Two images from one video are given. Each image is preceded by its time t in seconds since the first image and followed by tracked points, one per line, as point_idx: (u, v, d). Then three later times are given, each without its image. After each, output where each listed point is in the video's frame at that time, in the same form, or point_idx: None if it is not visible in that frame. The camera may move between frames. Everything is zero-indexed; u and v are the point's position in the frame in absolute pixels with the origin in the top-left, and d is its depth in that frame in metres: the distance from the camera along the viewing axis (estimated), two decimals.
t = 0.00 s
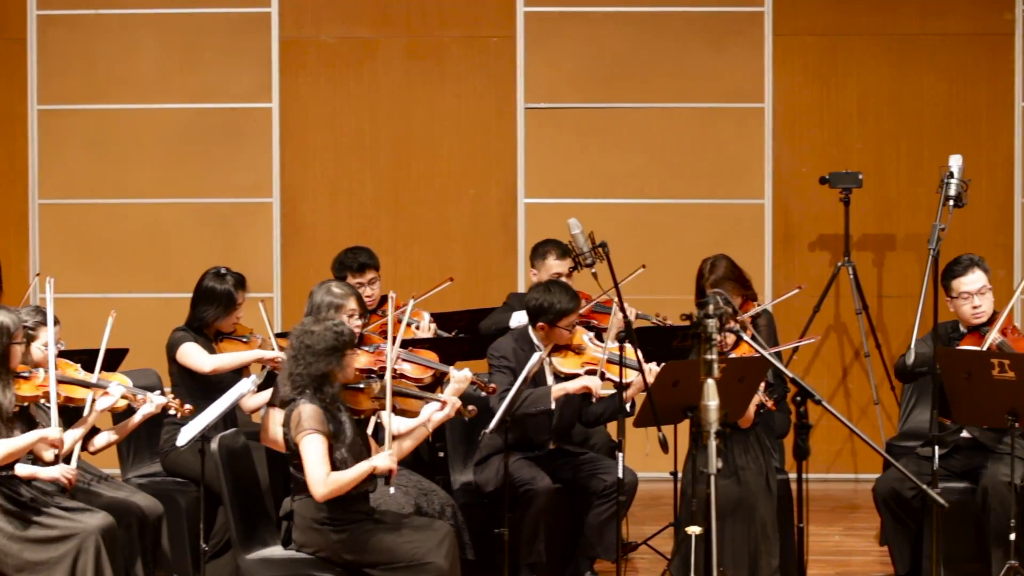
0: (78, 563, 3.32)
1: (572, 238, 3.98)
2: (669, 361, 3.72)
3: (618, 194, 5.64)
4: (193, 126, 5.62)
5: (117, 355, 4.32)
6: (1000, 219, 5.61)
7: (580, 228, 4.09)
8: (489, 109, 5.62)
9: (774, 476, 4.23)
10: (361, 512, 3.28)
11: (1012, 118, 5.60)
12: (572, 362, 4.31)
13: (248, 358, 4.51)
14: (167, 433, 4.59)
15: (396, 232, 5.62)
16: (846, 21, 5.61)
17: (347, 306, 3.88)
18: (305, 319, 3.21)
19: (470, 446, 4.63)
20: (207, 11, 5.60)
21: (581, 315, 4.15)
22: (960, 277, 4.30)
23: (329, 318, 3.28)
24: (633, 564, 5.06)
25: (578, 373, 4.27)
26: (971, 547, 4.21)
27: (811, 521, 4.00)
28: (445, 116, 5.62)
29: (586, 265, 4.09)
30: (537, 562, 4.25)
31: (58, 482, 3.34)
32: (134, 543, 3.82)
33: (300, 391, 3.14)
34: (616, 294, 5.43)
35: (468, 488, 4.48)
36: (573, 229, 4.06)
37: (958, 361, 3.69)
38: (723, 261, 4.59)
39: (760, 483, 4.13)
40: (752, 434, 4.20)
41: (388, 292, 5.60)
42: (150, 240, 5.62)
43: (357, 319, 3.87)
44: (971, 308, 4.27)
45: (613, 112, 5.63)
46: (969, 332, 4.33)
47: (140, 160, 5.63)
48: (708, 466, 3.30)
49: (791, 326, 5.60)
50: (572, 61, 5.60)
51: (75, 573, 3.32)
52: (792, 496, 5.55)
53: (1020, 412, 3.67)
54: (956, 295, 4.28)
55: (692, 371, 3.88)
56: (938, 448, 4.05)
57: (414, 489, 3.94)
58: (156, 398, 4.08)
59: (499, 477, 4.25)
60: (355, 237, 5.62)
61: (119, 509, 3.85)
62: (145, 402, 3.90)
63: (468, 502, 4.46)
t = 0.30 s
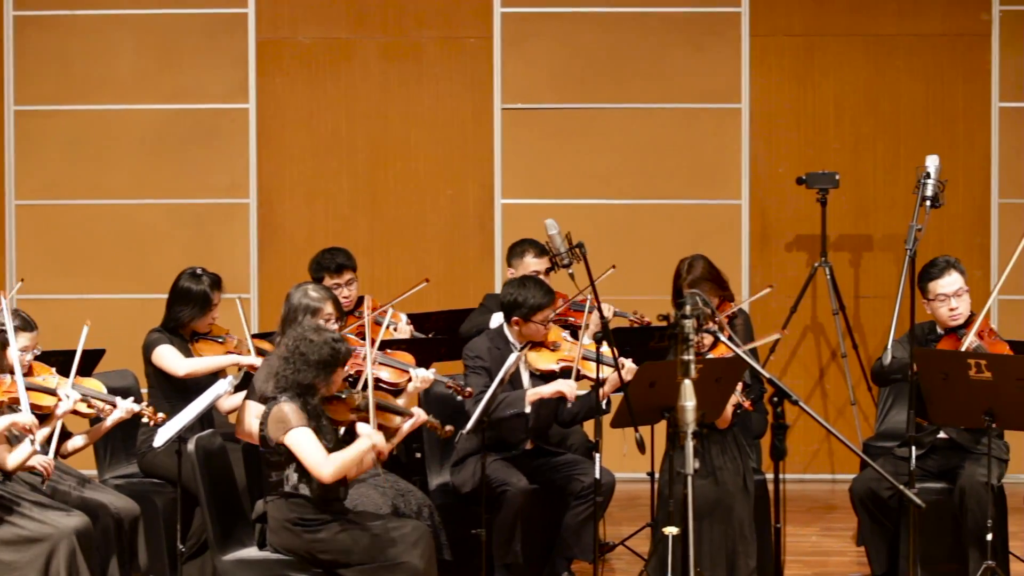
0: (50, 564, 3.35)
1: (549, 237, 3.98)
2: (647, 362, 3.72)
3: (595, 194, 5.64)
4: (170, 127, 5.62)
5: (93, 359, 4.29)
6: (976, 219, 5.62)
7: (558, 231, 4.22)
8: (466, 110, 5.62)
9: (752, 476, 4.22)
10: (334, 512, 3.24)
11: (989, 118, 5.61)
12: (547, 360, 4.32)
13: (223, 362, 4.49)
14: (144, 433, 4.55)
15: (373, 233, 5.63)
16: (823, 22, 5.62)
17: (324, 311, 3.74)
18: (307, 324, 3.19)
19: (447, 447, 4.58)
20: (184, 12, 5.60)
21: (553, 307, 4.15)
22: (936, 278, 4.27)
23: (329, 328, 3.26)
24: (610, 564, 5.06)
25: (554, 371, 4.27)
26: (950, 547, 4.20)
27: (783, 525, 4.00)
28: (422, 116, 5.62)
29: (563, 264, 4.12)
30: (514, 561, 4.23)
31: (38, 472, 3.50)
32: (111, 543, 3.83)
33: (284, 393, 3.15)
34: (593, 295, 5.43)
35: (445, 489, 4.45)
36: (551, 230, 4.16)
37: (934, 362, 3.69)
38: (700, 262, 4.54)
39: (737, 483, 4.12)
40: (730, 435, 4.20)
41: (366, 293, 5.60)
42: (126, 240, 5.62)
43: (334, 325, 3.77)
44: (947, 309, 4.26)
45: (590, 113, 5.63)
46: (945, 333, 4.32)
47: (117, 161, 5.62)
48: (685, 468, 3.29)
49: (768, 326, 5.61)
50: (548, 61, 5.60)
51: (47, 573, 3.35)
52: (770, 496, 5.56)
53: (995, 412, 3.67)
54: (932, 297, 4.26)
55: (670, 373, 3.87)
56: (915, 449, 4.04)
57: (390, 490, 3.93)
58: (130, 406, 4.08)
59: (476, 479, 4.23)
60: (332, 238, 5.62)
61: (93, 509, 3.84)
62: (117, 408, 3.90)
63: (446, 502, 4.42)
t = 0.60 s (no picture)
0: (33, 563, 3.36)
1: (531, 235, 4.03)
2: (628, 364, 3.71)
3: (575, 195, 5.64)
4: (150, 128, 5.62)
5: (73, 359, 4.24)
6: (957, 220, 5.62)
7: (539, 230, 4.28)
8: (448, 111, 5.62)
9: (733, 477, 4.23)
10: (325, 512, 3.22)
11: (970, 119, 5.61)
12: (523, 354, 4.32)
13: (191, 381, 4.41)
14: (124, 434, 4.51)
15: (354, 233, 5.63)
16: (805, 22, 5.62)
17: (307, 310, 3.66)
18: (287, 315, 3.22)
19: (426, 449, 4.55)
20: (165, 12, 5.60)
21: (531, 295, 4.16)
22: (917, 279, 4.27)
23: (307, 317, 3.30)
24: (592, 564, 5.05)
25: (534, 365, 4.28)
26: (931, 547, 4.21)
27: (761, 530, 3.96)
28: (403, 117, 5.62)
29: (544, 262, 4.15)
30: (495, 562, 4.20)
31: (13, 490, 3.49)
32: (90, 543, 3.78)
33: (282, 387, 3.15)
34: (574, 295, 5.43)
35: (427, 490, 4.46)
36: (533, 230, 4.21)
37: (916, 362, 3.69)
38: (684, 260, 4.45)
39: (719, 485, 4.13)
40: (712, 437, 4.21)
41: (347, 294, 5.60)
42: (108, 241, 5.63)
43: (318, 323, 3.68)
44: (928, 311, 4.25)
45: (570, 113, 5.63)
46: (927, 335, 4.31)
47: (98, 162, 5.62)
48: (665, 468, 3.22)
49: (749, 327, 5.61)
50: (529, 61, 5.60)
51: (32, 573, 3.36)
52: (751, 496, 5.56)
53: (977, 412, 3.67)
54: (914, 298, 4.26)
55: (652, 373, 3.89)
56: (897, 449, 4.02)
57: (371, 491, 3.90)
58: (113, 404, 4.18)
59: (456, 480, 4.21)
60: (313, 238, 5.63)
61: (74, 511, 3.80)
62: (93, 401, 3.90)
63: (427, 504, 4.43)
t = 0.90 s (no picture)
0: (12, 566, 3.35)
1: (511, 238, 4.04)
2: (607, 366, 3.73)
3: (557, 195, 5.64)
4: (132, 128, 5.62)
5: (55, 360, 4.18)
6: (938, 220, 5.62)
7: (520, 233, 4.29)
8: (429, 111, 5.62)
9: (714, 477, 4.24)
10: (311, 509, 3.23)
11: (951, 119, 5.61)
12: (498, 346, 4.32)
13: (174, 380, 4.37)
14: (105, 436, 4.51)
15: (335, 234, 5.62)
16: (785, 22, 5.62)
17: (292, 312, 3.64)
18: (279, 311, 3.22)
19: (407, 449, 4.54)
20: (146, 13, 5.60)
21: (499, 285, 4.25)
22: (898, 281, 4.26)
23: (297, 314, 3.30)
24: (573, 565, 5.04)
25: (510, 357, 4.29)
26: (912, 548, 4.20)
27: (738, 530, 3.95)
28: (384, 117, 5.62)
29: (523, 263, 4.21)
30: (476, 562, 4.21)
31: None
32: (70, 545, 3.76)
33: (274, 380, 3.15)
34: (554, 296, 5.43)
35: (406, 491, 4.44)
36: (513, 233, 4.25)
37: (897, 363, 3.69)
38: (673, 257, 4.55)
39: (699, 486, 4.14)
40: (693, 438, 4.23)
41: (327, 295, 5.60)
42: (89, 242, 5.63)
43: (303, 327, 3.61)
44: (909, 313, 4.24)
45: (551, 114, 5.63)
46: (908, 335, 4.32)
47: (79, 163, 5.62)
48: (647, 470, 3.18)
49: (729, 327, 5.62)
50: (510, 62, 5.60)
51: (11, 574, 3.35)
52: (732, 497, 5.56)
53: (958, 412, 3.65)
54: (894, 300, 4.24)
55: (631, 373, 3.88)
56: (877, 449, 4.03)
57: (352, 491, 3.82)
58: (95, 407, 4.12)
59: (438, 479, 4.22)
60: (294, 239, 5.62)
61: (55, 512, 3.79)
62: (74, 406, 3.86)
63: (407, 504, 4.42)
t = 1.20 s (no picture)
0: None
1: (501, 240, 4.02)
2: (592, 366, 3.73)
3: (541, 196, 5.64)
4: (117, 129, 5.62)
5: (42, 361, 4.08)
6: (923, 220, 5.62)
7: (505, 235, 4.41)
8: (414, 112, 5.62)
9: (700, 478, 4.24)
10: (294, 509, 3.22)
11: (936, 119, 5.62)
12: (485, 352, 4.30)
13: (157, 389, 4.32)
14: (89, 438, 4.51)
15: (320, 235, 5.63)
16: (770, 22, 5.62)
17: (281, 319, 3.59)
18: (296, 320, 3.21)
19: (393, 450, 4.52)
20: (131, 14, 5.60)
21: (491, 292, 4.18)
22: (879, 286, 4.25)
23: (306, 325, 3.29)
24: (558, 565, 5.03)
25: (493, 365, 4.26)
26: (899, 549, 4.19)
27: (724, 531, 3.97)
28: (368, 118, 5.62)
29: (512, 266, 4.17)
30: (462, 563, 4.19)
31: None
32: (57, 546, 3.75)
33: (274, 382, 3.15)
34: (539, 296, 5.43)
35: (391, 492, 4.43)
36: (500, 232, 4.34)
37: (881, 363, 3.68)
38: (661, 256, 4.55)
39: (685, 487, 4.14)
40: (679, 439, 4.22)
41: (313, 296, 5.59)
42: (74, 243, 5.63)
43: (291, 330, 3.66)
44: (891, 316, 4.23)
45: (536, 115, 5.63)
46: (891, 338, 4.31)
47: (64, 163, 5.62)
48: (632, 470, 3.17)
49: (715, 328, 5.62)
50: (495, 63, 5.61)
51: None
52: (717, 497, 5.55)
53: (943, 413, 3.66)
54: (878, 303, 4.25)
55: (617, 373, 3.88)
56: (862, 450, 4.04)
57: (338, 492, 3.87)
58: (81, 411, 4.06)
59: (423, 480, 4.19)
60: (279, 240, 5.62)
61: (41, 511, 3.77)
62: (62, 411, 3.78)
63: (393, 505, 4.40)
